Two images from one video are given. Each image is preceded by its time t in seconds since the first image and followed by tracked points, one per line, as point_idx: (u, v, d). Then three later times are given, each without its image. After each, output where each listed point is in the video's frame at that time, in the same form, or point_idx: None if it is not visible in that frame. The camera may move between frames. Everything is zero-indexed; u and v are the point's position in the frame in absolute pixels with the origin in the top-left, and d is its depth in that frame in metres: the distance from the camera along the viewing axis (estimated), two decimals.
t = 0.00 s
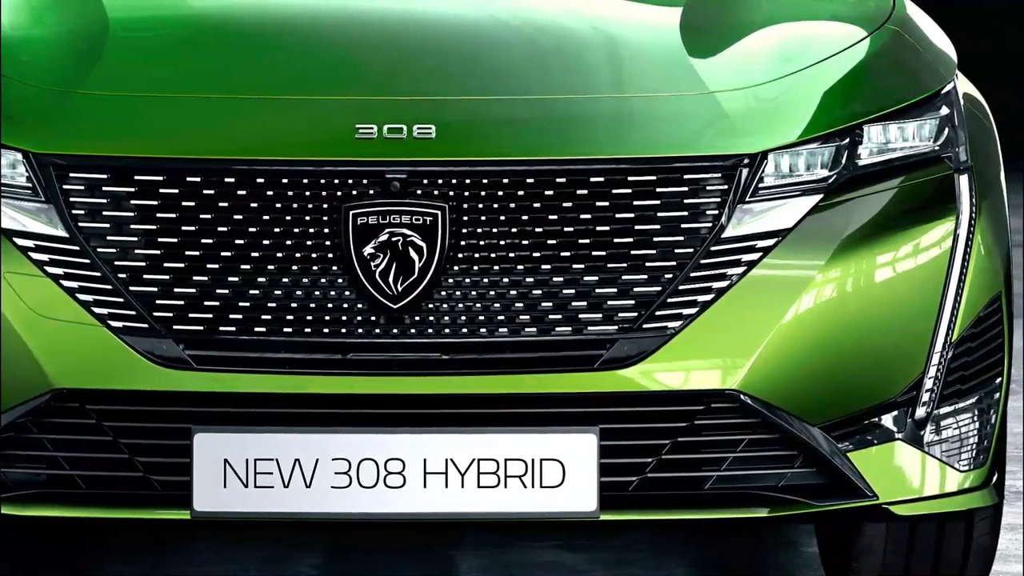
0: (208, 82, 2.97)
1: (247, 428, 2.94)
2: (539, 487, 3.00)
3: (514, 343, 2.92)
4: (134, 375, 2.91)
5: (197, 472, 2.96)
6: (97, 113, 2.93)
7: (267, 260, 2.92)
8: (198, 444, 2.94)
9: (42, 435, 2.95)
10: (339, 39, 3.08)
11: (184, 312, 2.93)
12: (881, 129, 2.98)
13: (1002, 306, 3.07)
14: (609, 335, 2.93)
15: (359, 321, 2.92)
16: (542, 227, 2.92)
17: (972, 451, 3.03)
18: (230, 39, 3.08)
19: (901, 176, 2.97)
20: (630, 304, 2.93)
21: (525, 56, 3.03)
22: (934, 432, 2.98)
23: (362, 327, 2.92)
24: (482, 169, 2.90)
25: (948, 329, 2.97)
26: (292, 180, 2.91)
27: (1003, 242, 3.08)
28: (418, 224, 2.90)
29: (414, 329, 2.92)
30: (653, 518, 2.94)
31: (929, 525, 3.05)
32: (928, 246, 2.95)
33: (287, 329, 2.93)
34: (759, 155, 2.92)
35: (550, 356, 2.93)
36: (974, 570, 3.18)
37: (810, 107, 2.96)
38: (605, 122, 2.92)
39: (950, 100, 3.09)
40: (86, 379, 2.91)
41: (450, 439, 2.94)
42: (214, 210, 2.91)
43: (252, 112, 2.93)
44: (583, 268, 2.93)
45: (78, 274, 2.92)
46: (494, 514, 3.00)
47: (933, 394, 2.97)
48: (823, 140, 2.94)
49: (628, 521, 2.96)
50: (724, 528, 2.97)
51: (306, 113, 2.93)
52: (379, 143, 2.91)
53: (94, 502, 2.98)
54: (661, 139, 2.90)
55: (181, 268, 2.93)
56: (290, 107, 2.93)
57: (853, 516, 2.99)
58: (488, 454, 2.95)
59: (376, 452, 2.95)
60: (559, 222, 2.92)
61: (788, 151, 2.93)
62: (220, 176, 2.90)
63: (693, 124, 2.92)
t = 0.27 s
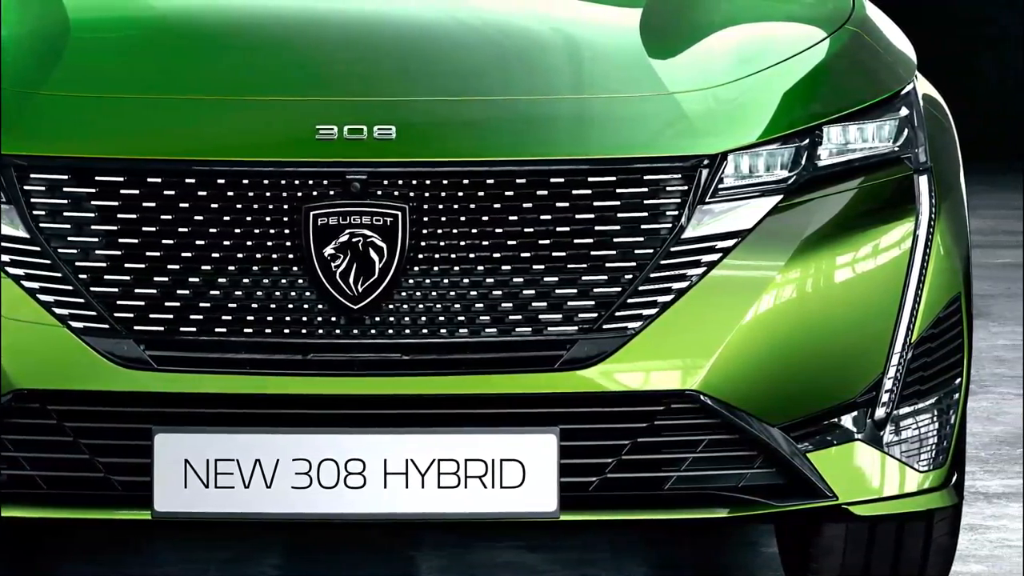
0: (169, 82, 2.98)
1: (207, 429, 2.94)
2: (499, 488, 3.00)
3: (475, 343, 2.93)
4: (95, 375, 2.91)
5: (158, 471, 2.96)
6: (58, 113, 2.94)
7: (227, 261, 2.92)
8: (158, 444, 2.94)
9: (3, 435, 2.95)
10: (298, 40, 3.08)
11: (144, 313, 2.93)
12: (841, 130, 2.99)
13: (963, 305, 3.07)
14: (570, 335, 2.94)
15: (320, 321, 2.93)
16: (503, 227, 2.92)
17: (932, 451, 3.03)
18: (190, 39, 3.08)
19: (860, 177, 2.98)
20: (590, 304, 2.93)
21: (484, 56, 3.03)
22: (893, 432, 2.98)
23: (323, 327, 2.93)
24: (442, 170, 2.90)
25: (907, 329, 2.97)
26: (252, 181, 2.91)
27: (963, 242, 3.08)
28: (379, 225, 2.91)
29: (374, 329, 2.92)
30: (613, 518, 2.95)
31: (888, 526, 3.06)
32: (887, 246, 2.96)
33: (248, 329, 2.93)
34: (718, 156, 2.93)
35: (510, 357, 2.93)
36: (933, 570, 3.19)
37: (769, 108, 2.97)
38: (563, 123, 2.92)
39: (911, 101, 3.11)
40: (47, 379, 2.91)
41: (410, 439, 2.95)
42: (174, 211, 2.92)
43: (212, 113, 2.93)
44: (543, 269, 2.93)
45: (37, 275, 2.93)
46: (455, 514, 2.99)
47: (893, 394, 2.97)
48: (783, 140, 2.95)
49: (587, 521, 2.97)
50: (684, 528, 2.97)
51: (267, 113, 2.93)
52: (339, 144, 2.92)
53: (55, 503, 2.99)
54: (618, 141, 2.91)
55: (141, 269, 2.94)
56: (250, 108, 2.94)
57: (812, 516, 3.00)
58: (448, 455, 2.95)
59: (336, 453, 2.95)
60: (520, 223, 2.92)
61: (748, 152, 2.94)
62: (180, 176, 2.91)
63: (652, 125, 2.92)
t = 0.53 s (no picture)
0: (131, 83, 2.98)
1: (168, 429, 2.95)
2: (460, 488, 3.00)
3: (435, 343, 2.93)
4: (55, 376, 2.92)
5: (119, 473, 2.96)
6: (20, 113, 2.94)
7: (188, 262, 2.92)
8: (120, 445, 2.94)
9: None
10: (260, 41, 3.09)
11: (105, 313, 2.94)
12: (801, 130, 3.00)
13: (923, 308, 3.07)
14: (529, 336, 2.94)
15: (280, 322, 2.92)
16: (463, 228, 2.92)
17: (892, 453, 3.03)
18: (152, 41, 3.09)
19: (820, 178, 2.98)
20: (550, 305, 2.94)
21: (444, 57, 3.04)
22: (853, 432, 2.99)
23: (283, 328, 2.92)
24: (402, 171, 2.91)
25: (867, 329, 2.97)
26: (213, 182, 2.91)
27: (922, 244, 3.09)
28: (339, 225, 2.91)
29: (335, 330, 2.92)
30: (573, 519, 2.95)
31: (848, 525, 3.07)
32: (847, 247, 2.96)
33: (208, 330, 2.93)
34: (678, 157, 2.93)
35: (470, 357, 2.93)
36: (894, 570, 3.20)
37: (728, 111, 2.97)
38: (523, 125, 2.92)
39: (871, 102, 3.12)
40: (9, 379, 2.93)
41: (371, 440, 2.95)
42: (135, 211, 2.93)
43: (173, 113, 2.94)
44: (503, 269, 2.94)
45: None
46: (415, 514, 3.00)
47: (853, 394, 2.97)
48: (741, 143, 2.96)
49: (547, 522, 2.97)
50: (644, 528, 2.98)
51: (228, 114, 2.93)
52: (299, 145, 2.92)
53: (17, 503, 2.99)
54: (576, 143, 2.91)
55: (102, 269, 2.94)
56: (211, 108, 2.94)
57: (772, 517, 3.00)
58: (408, 455, 2.96)
59: (296, 453, 2.95)
60: (480, 224, 2.92)
61: (708, 153, 2.94)
62: (141, 177, 2.92)
63: (612, 126, 2.93)
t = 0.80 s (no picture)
0: (92, 84, 2.98)
1: (129, 430, 2.94)
2: (421, 488, 3.00)
3: (396, 344, 2.93)
4: (16, 377, 2.92)
5: (79, 473, 2.97)
6: None
7: (149, 262, 2.93)
8: (80, 446, 2.95)
9: None
10: (221, 42, 3.09)
11: (66, 314, 2.94)
12: (761, 131, 3.01)
13: (882, 309, 3.09)
14: (491, 336, 2.94)
15: (241, 322, 2.92)
16: (424, 228, 2.92)
17: (851, 453, 3.05)
18: (114, 42, 3.10)
19: (779, 179, 3.00)
20: (510, 306, 2.94)
21: (404, 58, 3.04)
22: (813, 433, 3.00)
23: (244, 328, 2.92)
24: (363, 172, 2.91)
25: (828, 330, 2.98)
26: (173, 183, 2.91)
27: (882, 245, 3.11)
28: (299, 226, 2.90)
29: (296, 331, 2.92)
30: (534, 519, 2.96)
31: (808, 526, 3.09)
32: (807, 247, 2.98)
33: (169, 330, 2.93)
34: (639, 157, 2.93)
35: (430, 358, 2.93)
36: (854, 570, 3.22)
37: (687, 112, 2.98)
38: (484, 126, 2.92)
39: (831, 103, 3.14)
40: None
41: (332, 441, 2.95)
42: (96, 212, 2.93)
43: (135, 115, 2.94)
44: (464, 270, 2.93)
45: None
46: (376, 514, 3.01)
47: (813, 395, 2.99)
48: (702, 143, 2.96)
49: (508, 522, 2.97)
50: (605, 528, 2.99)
51: (189, 115, 2.93)
52: (260, 146, 2.91)
53: None
54: (536, 144, 2.90)
55: (63, 270, 2.94)
56: (172, 109, 2.94)
57: (733, 517, 3.02)
58: (369, 456, 2.96)
59: (257, 454, 2.95)
60: (440, 224, 2.92)
61: (669, 153, 2.95)
62: (102, 178, 2.92)
63: (573, 127, 2.93)
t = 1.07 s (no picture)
0: (53, 85, 2.99)
1: (91, 430, 2.95)
2: (381, 489, 3.00)
3: (356, 345, 2.93)
4: None
5: (40, 474, 2.97)
6: None
7: (109, 263, 2.93)
8: (41, 447, 2.95)
9: None
10: (182, 43, 3.10)
11: (26, 314, 2.94)
12: (720, 132, 3.03)
13: (841, 311, 3.10)
14: (449, 337, 2.94)
15: (201, 323, 2.92)
16: (384, 230, 2.93)
17: (811, 453, 3.06)
18: (75, 43, 3.10)
19: (738, 180, 3.01)
20: (470, 307, 2.94)
21: (363, 59, 3.05)
22: (772, 433, 3.01)
23: (205, 329, 2.92)
24: (323, 173, 2.90)
25: (787, 331, 3.00)
26: (135, 184, 2.91)
27: (841, 245, 3.12)
28: (260, 227, 2.90)
29: (256, 331, 2.92)
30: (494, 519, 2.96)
31: (768, 526, 3.10)
32: (767, 248, 2.99)
33: (129, 331, 2.93)
34: (598, 158, 2.94)
35: (390, 359, 2.93)
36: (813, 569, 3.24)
37: (647, 113, 2.99)
38: (444, 126, 2.92)
39: (791, 103, 3.16)
40: None
41: (292, 441, 2.95)
42: (57, 214, 2.93)
43: (95, 116, 2.94)
44: (424, 271, 2.94)
45: None
46: (337, 515, 3.00)
47: (773, 395, 2.99)
48: (662, 144, 2.98)
49: (468, 522, 2.97)
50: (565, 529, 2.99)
51: (150, 116, 2.94)
52: (220, 147, 2.91)
53: None
54: (496, 145, 2.91)
55: (24, 271, 2.93)
56: (133, 111, 2.95)
57: (693, 517, 3.03)
58: (329, 456, 2.96)
59: (218, 454, 2.95)
60: (400, 225, 2.93)
61: (627, 154, 2.95)
62: (63, 179, 2.92)
63: (533, 127, 2.93)
